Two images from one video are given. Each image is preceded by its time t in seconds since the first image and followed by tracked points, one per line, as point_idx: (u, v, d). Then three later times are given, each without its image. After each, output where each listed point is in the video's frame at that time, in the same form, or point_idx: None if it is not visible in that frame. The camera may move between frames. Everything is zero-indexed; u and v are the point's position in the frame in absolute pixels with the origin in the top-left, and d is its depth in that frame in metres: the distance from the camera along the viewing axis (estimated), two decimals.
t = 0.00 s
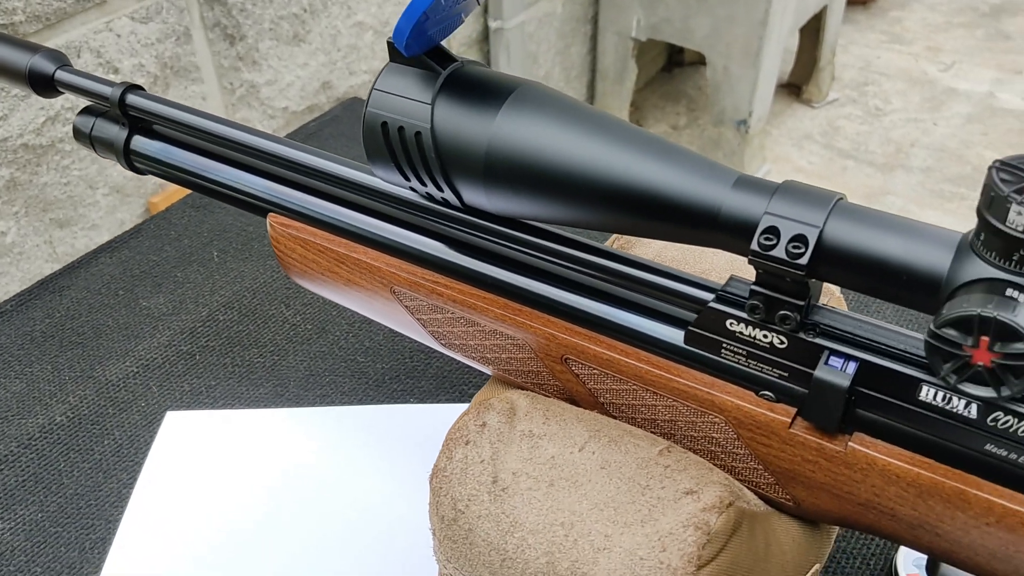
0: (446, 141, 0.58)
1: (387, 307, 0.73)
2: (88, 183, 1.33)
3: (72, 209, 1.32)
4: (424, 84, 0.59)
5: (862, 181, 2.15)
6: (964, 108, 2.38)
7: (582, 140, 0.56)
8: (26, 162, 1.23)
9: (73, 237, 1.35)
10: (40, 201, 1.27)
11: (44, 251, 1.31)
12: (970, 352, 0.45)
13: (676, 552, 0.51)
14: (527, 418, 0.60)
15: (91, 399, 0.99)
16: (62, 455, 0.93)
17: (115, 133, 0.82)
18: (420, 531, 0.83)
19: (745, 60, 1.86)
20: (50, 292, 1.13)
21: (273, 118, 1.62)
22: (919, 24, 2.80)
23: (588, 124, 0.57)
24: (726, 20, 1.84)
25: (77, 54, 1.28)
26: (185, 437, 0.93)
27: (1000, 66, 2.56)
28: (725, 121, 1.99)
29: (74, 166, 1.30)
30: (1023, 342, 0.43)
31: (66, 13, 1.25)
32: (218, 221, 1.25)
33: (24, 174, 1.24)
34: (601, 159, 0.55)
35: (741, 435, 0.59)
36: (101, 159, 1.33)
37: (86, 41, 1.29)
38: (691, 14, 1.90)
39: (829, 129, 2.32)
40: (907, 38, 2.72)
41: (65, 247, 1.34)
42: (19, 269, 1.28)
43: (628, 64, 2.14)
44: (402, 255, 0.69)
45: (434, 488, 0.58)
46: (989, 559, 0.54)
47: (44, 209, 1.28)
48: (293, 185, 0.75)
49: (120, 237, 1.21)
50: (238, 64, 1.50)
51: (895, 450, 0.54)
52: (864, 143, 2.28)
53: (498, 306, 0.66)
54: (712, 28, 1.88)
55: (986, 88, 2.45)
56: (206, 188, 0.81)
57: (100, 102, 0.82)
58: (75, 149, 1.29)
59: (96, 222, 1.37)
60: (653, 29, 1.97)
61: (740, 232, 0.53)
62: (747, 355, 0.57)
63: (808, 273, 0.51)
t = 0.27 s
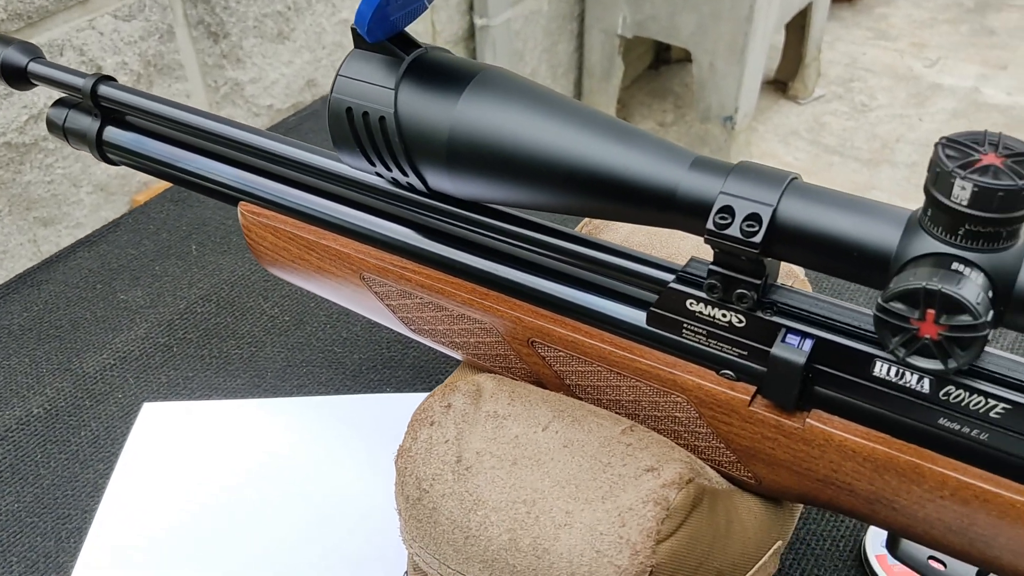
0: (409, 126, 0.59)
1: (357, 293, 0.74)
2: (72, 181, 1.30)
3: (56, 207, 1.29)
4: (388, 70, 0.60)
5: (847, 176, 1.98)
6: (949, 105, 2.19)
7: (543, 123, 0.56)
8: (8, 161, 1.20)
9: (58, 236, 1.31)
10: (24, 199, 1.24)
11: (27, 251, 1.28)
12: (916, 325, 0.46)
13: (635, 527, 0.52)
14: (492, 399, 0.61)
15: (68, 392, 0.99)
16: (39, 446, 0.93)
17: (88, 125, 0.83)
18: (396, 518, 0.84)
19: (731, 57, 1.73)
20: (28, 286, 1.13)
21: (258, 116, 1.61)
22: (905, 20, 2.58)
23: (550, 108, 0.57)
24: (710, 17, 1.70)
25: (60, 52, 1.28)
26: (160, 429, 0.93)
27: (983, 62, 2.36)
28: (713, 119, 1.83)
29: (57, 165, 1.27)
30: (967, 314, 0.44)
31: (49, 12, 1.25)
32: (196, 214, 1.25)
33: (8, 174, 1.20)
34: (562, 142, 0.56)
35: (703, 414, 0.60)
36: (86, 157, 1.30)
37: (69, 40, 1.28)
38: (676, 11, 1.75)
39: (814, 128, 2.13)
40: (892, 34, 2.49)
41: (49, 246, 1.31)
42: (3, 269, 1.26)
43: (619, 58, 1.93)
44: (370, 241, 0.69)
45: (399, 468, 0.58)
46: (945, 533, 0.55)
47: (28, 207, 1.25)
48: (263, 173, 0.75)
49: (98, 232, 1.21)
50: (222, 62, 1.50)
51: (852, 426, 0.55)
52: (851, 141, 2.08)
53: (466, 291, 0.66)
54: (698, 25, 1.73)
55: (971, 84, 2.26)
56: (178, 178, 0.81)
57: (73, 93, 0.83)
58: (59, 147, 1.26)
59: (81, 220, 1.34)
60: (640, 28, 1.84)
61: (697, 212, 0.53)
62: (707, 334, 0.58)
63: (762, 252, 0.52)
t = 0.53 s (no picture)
0: (374, 111, 0.59)
1: (328, 281, 0.74)
2: (56, 179, 1.25)
3: (40, 206, 1.24)
4: (352, 56, 0.60)
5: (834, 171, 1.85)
6: (934, 99, 2.00)
7: (504, 109, 0.57)
8: None
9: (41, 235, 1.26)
10: (7, 197, 1.19)
11: (10, 250, 1.22)
12: (866, 301, 0.47)
13: (596, 505, 0.53)
14: (459, 383, 0.61)
15: (45, 384, 0.99)
16: (16, 439, 0.94)
17: (60, 117, 0.83)
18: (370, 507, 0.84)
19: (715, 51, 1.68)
20: (6, 281, 1.13)
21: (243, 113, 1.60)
22: (890, 15, 2.37)
23: (511, 93, 0.58)
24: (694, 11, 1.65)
25: (42, 50, 1.28)
26: (135, 421, 0.93)
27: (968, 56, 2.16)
28: (699, 114, 1.77)
29: (40, 162, 1.22)
30: (915, 290, 0.45)
31: (30, 10, 1.24)
32: (175, 208, 1.25)
33: None
34: (523, 127, 0.56)
35: (666, 395, 0.61)
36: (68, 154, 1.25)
37: (50, 37, 1.28)
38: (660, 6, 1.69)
39: (800, 122, 1.99)
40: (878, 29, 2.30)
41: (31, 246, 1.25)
42: None
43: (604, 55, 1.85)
44: (337, 229, 0.69)
45: (364, 451, 0.59)
46: (903, 509, 0.56)
47: (10, 205, 1.20)
48: (233, 162, 0.75)
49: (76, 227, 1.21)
50: (205, 60, 1.49)
51: (810, 405, 0.56)
52: (836, 136, 1.95)
53: (433, 277, 0.66)
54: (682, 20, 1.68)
55: (956, 78, 2.06)
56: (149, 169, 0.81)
57: (46, 85, 0.83)
58: (42, 145, 1.22)
59: (64, 220, 1.29)
60: (625, 24, 1.76)
61: (656, 195, 0.54)
62: (669, 316, 0.58)
63: (719, 232, 0.53)
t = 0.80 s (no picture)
0: (336, 96, 0.59)
1: (296, 269, 0.74)
2: (37, 177, 1.22)
3: (19, 203, 1.21)
4: (313, 41, 0.60)
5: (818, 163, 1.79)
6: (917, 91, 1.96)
7: (465, 92, 0.57)
8: None
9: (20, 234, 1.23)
10: None
11: None
12: (818, 276, 0.47)
13: (556, 484, 0.53)
14: (423, 366, 0.62)
15: (19, 377, 0.99)
16: None
17: (28, 109, 0.83)
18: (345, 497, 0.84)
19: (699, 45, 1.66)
20: None
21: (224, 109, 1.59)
22: (875, 8, 2.35)
23: (471, 77, 0.58)
24: (678, 5, 1.64)
25: (20, 47, 1.27)
26: (109, 414, 0.93)
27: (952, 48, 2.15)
28: (683, 108, 1.76)
29: (19, 160, 1.19)
30: (865, 265, 0.45)
31: (8, 7, 1.23)
32: (150, 202, 1.25)
33: None
34: (483, 110, 0.57)
35: (628, 375, 0.61)
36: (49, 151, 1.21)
37: (29, 34, 1.27)
38: None
39: (784, 116, 1.95)
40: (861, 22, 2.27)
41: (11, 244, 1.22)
42: None
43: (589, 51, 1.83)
44: (303, 215, 0.70)
45: (328, 434, 0.59)
46: (862, 485, 0.56)
47: None
48: (200, 151, 0.75)
49: (51, 221, 1.21)
50: (186, 56, 1.48)
51: (770, 383, 0.56)
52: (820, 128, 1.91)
53: (399, 262, 0.67)
54: (667, 15, 1.66)
55: (939, 70, 2.03)
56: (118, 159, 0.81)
57: (13, 77, 0.83)
58: (21, 143, 1.18)
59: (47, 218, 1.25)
60: (609, 19, 1.75)
61: (614, 176, 0.54)
62: (631, 297, 0.59)
63: (676, 211, 0.53)
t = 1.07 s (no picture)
0: (301, 83, 0.59)
1: (267, 259, 0.74)
2: (16, 175, 1.20)
3: None
4: (278, 28, 0.60)
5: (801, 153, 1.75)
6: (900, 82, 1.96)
7: (428, 78, 0.57)
8: None
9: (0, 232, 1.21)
10: None
11: None
12: (777, 255, 0.48)
13: (523, 466, 0.53)
14: (392, 352, 0.62)
15: None
16: None
17: None
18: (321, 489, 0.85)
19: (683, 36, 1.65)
20: None
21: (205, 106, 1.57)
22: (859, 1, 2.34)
23: (435, 63, 0.58)
24: None
25: None
26: (85, 408, 0.93)
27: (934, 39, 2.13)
28: (667, 101, 1.76)
29: None
30: (822, 243, 0.46)
31: None
32: (126, 198, 1.25)
33: None
34: (447, 96, 0.57)
35: (596, 359, 0.61)
36: (27, 149, 1.20)
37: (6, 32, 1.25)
38: None
39: (769, 108, 1.93)
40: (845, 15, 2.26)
41: None
42: None
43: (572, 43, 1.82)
44: (272, 204, 0.70)
45: (296, 421, 0.59)
46: (827, 464, 0.56)
47: None
48: (170, 141, 0.75)
49: (27, 216, 1.20)
50: (167, 52, 1.46)
51: (735, 364, 0.57)
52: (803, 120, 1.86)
53: (368, 250, 0.67)
54: (650, 7, 1.65)
55: (922, 61, 2.03)
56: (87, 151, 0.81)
57: None
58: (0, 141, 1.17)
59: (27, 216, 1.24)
60: (592, 12, 1.74)
61: (578, 159, 0.55)
62: (598, 281, 0.59)
63: (639, 194, 0.53)
